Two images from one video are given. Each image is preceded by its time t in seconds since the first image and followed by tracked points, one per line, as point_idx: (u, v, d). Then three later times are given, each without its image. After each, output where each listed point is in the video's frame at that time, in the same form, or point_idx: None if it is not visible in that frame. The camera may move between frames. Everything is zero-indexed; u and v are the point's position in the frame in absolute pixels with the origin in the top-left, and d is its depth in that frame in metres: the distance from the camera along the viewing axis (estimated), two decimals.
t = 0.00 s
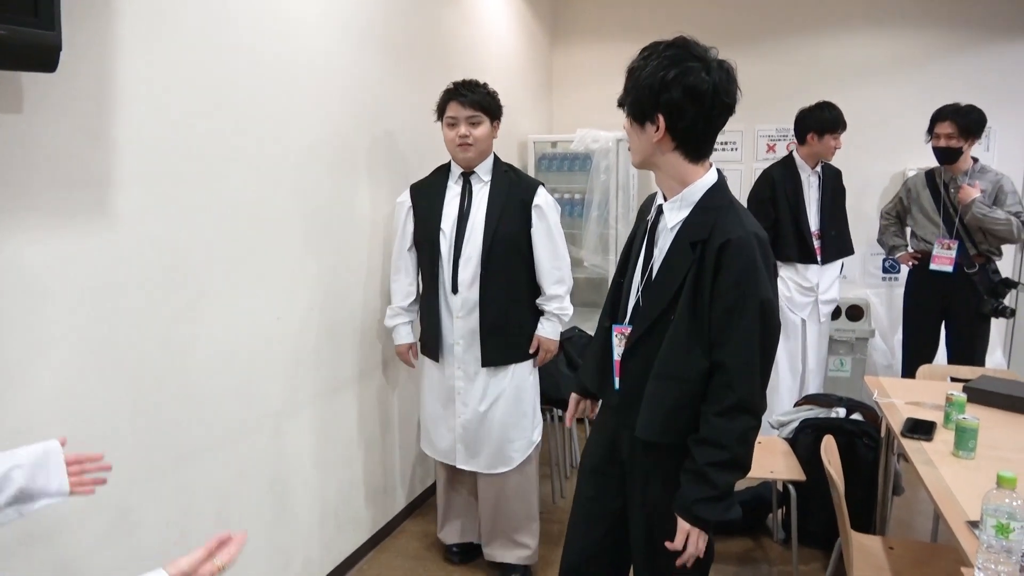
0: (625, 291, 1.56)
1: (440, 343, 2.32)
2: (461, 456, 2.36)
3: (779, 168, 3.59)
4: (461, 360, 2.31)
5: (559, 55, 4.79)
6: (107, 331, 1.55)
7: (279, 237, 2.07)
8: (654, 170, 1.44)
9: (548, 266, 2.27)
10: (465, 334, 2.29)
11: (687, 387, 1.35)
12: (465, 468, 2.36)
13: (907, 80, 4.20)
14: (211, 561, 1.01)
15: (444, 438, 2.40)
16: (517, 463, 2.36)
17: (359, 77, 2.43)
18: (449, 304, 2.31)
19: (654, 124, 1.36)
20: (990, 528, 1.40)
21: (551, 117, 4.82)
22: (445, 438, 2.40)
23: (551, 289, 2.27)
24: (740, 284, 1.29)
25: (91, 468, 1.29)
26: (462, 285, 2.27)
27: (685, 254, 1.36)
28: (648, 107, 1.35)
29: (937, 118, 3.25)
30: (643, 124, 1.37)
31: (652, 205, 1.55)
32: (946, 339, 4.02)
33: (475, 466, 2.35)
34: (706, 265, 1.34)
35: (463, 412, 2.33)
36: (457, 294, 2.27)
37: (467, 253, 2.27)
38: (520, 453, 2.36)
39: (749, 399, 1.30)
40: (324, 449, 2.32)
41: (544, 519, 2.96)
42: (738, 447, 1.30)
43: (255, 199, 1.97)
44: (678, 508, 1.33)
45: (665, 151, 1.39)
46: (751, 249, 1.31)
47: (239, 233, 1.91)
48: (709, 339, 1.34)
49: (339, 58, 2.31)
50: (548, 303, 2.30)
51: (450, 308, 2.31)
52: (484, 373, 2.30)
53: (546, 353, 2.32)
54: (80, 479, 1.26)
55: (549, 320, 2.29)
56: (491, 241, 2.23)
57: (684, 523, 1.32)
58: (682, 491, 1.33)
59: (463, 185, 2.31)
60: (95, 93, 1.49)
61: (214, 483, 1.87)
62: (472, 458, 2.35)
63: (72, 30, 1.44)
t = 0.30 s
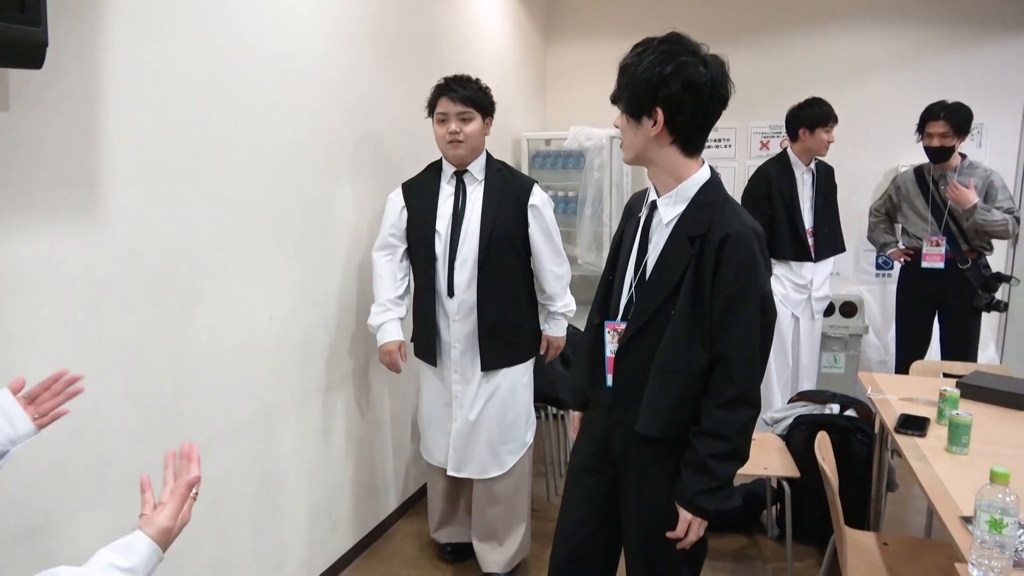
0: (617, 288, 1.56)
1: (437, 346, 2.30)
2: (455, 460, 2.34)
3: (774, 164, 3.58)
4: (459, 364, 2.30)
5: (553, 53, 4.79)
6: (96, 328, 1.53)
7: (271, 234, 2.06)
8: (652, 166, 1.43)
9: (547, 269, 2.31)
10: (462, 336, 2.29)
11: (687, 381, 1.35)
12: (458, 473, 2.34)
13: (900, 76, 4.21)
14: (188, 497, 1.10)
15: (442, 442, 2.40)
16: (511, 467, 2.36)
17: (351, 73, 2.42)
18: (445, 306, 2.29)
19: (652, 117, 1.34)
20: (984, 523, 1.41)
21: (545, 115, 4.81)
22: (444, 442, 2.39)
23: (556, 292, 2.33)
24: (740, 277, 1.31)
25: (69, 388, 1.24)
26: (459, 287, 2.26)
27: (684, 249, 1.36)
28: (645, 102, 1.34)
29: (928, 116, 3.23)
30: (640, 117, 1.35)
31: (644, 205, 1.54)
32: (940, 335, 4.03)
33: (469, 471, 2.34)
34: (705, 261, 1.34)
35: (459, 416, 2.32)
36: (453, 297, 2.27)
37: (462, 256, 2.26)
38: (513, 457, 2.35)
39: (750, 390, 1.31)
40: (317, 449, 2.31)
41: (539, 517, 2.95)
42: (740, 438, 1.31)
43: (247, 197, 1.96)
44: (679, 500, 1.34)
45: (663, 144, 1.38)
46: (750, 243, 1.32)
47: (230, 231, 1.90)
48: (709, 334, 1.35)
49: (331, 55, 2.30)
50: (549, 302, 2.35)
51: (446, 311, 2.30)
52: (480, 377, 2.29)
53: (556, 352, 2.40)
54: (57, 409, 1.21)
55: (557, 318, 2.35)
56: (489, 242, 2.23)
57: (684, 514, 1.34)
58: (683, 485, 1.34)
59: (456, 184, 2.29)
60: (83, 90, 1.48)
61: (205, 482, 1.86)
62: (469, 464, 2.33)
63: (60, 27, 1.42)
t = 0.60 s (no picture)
0: (613, 288, 1.55)
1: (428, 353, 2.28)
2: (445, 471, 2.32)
3: (767, 162, 3.59)
4: (449, 373, 2.27)
5: (548, 50, 4.78)
6: (87, 325, 1.52)
7: (264, 230, 2.05)
8: (649, 168, 1.42)
9: (550, 285, 2.30)
10: (453, 344, 2.25)
11: (684, 380, 1.35)
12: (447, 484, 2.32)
13: (895, 75, 4.21)
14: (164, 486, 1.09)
15: (431, 450, 2.37)
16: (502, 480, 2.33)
17: (344, 69, 2.41)
18: (439, 311, 2.27)
19: (650, 118, 1.34)
20: (977, 521, 1.41)
21: (540, 112, 4.80)
22: (434, 450, 2.37)
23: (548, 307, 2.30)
24: (738, 276, 1.31)
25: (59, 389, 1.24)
26: (453, 292, 2.24)
27: (681, 249, 1.36)
28: (643, 102, 1.33)
29: (923, 112, 3.25)
30: (638, 119, 1.35)
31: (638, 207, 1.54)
32: (934, 333, 4.04)
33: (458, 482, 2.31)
34: (703, 260, 1.34)
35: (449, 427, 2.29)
36: (447, 301, 2.24)
37: (459, 258, 2.23)
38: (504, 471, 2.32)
39: (747, 388, 1.31)
40: (309, 447, 2.31)
41: (532, 514, 2.95)
42: (737, 438, 1.31)
43: (240, 193, 1.95)
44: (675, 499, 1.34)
45: (658, 146, 1.38)
46: (747, 242, 1.32)
47: (221, 227, 1.89)
48: (707, 333, 1.35)
49: (324, 51, 2.30)
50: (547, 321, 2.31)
51: (439, 318, 2.28)
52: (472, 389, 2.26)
53: (545, 370, 2.35)
54: (45, 410, 1.22)
55: (547, 335, 2.31)
56: (486, 245, 2.20)
57: (680, 514, 1.34)
58: (680, 484, 1.34)
59: (457, 183, 2.29)
60: (73, 86, 1.46)
61: (198, 479, 1.85)
62: (459, 474, 2.31)
63: (50, 22, 1.41)
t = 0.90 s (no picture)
0: (608, 285, 1.54)
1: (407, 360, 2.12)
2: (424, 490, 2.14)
3: (764, 161, 3.59)
4: (428, 384, 2.10)
5: (546, 47, 4.77)
6: (82, 319, 1.52)
7: (259, 225, 2.05)
8: (648, 163, 1.43)
9: (541, 294, 2.00)
10: (433, 352, 2.08)
11: (681, 377, 1.35)
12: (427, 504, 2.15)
13: (893, 75, 4.22)
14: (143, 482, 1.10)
15: (405, 469, 2.17)
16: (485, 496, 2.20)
17: (341, 65, 2.40)
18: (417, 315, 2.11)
19: (654, 112, 1.34)
20: (970, 520, 1.42)
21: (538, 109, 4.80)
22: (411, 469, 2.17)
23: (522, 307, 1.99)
24: (736, 274, 1.31)
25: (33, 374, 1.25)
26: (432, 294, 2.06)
27: (680, 246, 1.36)
28: (650, 98, 1.33)
29: (924, 112, 3.26)
30: (641, 113, 1.35)
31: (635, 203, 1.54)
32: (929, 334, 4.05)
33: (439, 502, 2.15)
34: (701, 257, 1.35)
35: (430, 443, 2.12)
36: (426, 304, 2.07)
37: (435, 258, 2.05)
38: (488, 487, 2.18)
39: (743, 385, 1.32)
40: (303, 442, 2.31)
41: (526, 512, 2.95)
42: (733, 435, 1.32)
43: (236, 187, 1.95)
44: (670, 496, 1.34)
45: (660, 142, 1.39)
46: (746, 241, 1.33)
47: (217, 222, 1.89)
48: (704, 331, 1.35)
49: (322, 46, 2.29)
50: (522, 323, 1.97)
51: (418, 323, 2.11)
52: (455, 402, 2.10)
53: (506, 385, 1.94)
54: (22, 398, 1.24)
55: (517, 341, 1.95)
56: (462, 242, 2.01)
57: (675, 511, 1.34)
58: (675, 481, 1.34)
59: (439, 177, 2.11)
60: (69, 79, 1.46)
61: (192, 474, 1.85)
62: (440, 493, 2.15)
63: (48, 15, 1.41)
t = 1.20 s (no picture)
0: (614, 282, 1.52)
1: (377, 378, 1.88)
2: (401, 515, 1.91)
3: (769, 159, 3.58)
4: (401, 400, 1.87)
5: (552, 45, 4.77)
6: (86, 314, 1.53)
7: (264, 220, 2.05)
8: (656, 159, 1.43)
9: (524, 302, 1.86)
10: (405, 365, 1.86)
11: (693, 373, 1.36)
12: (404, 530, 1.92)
13: (900, 74, 4.20)
14: (138, 456, 1.00)
15: (385, 494, 1.93)
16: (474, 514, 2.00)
17: (346, 61, 2.40)
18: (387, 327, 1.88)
19: (677, 107, 1.36)
20: (975, 520, 1.41)
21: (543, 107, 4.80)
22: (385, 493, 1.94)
23: (504, 314, 1.85)
24: (747, 269, 1.32)
25: (23, 349, 1.16)
26: (403, 305, 1.85)
27: (689, 242, 1.37)
28: (675, 93, 1.35)
29: (934, 111, 3.24)
30: (664, 108, 1.36)
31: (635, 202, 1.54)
32: (936, 334, 4.04)
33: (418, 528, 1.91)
34: (712, 252, 1.36)
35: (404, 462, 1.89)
36: (396, 316, 1.85)
37: (409, 266, 1.84)
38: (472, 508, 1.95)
39: (751, 379, 1.33)
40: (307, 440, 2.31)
41: (529, 509, 2.95)
42: (743, 429, 1.33)
43: (241, 182, 1.95)
44: (681, 492, 1.34)
45: (673, 136, 1.41)
46: (755, 236, 1.35)
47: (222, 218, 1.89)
48: (714, 326, 1.36)
49: (326, 43, 2.29)
50: (505, 330, 1.83)
51: (388, 334, 1.88)
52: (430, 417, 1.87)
53: (486, 392, 1.82)
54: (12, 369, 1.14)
55: (500, 346, 1.82)
56: (437, 256, 1.81)
57: (685, 507, 1.34)
58: (686, 477, 1.34)
59: (411, 180, 1.89)
60: (76, 75, 1.46)
61: (195, 471, 1.86)
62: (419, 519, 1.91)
63: (55, 11, 1.41)
